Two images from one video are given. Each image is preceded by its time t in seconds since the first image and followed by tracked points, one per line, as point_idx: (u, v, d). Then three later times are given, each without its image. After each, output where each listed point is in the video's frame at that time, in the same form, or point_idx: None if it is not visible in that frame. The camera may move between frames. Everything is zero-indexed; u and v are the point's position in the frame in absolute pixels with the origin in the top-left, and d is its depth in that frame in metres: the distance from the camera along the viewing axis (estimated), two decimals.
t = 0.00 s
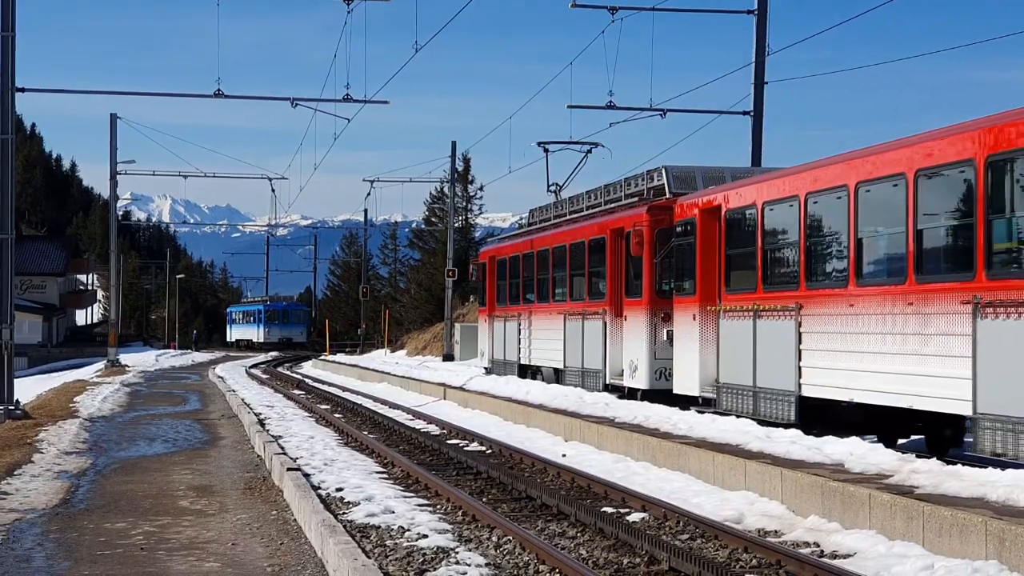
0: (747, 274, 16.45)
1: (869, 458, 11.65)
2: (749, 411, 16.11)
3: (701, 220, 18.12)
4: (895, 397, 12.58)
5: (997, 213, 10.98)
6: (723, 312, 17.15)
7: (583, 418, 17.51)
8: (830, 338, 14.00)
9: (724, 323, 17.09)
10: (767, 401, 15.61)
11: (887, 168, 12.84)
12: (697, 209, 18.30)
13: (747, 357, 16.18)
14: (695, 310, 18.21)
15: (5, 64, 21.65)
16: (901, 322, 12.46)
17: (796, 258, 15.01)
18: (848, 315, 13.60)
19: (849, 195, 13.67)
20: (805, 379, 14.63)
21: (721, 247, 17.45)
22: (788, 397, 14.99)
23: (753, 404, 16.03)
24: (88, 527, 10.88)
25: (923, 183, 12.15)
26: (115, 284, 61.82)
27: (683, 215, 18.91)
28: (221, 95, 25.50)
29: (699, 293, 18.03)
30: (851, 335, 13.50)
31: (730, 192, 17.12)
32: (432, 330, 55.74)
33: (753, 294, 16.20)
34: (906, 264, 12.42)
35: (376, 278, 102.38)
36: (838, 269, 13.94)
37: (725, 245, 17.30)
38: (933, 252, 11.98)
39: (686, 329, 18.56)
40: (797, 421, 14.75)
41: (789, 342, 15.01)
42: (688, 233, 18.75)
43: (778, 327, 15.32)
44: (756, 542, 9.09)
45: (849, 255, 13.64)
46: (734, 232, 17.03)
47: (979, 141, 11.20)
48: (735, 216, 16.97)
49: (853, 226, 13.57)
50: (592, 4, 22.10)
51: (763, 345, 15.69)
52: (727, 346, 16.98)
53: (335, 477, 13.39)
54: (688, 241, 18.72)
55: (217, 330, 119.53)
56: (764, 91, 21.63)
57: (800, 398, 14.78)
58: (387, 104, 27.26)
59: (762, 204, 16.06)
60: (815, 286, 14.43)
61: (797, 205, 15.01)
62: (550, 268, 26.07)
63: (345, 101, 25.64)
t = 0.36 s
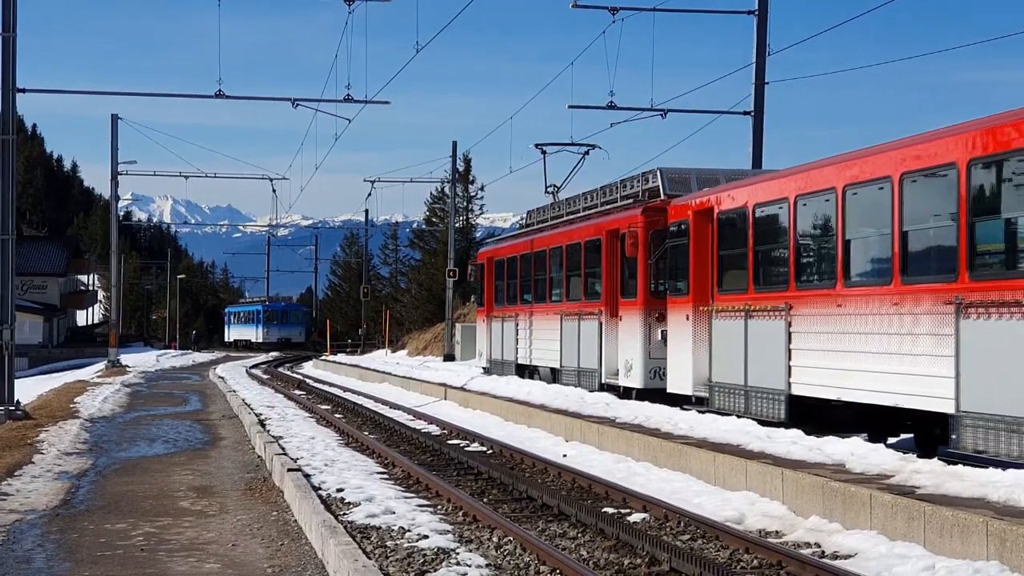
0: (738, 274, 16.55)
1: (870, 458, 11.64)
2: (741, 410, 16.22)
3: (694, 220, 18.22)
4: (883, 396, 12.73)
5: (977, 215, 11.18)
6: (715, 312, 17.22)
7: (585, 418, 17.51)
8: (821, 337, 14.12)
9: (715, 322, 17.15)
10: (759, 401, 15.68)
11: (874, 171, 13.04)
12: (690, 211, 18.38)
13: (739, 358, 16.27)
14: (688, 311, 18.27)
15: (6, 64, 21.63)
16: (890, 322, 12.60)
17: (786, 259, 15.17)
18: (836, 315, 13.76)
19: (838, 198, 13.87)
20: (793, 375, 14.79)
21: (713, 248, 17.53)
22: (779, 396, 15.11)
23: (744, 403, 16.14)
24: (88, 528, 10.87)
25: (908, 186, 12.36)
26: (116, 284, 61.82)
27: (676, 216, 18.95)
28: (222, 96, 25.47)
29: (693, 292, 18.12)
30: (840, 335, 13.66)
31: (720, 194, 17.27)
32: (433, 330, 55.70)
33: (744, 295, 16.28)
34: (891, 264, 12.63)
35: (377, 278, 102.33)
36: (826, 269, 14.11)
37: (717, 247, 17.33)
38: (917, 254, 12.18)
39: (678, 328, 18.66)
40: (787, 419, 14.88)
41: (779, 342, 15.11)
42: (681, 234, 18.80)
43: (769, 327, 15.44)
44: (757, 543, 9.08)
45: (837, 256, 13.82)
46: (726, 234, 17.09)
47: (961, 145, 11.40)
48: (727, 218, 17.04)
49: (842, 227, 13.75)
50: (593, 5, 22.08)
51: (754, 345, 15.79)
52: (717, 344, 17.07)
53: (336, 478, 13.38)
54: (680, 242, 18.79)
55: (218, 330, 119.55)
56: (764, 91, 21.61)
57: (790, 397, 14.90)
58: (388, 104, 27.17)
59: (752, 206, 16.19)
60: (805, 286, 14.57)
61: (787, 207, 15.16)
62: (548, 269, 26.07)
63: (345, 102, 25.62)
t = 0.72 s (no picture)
0: (727, 276, 16.65)
1: (867, 459, 11.64)
2: (729, 411, 16.35)
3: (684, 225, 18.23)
4: (867, 396, 12.90)
5: (958, 219, 11.37)
6: (704, 314, 17.34)
7: (583, 420, 17.50)
8: (808, 338, 14.26)
9: (705, 324, 17.26)
10: (749, 402, 15.73)
11: (858, 176, 13.23)
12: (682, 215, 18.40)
13: (728, 359, 16.39)
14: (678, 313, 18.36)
15: (5, 65, 21.62)
16: (872, 325, 12.80)
17: (772, 262, 15.33)
18: (821, 317, 13.94)
19: (822, 203, 14.05)
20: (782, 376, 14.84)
21: (702, 251, 17.66)
22: (766, 396, 15.26)
23: (732, 404, 16.28)
24: (85, 529, 10.86)
25: (891, 191, 12.56)
26: (113, 285, 61.76)
27: (667, 219, 19.01)
28: (220, 97, 25.46)
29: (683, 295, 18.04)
30: (825, 336, 13.84)
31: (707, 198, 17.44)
32: (431, 331, 55.63)
33: (733, 297, 16.40)
34: (874, 266, 12.82)
35: (375, 279, 102.34)
36: (812, 272, 14.29)
37: (708, 250, 17.43)
38: (899, 256, 12.38)
39: (668, 329, 18.77)
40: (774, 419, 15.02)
41: (767, 343, 15.26)
42: (673, 237, 18.92)
43: (756, 328, 15.58)
44: (754, 544, 9.08)
45: (822, 259, 14.00)
46: (716, 236, 17.19)
47: (941, 152, 11.60)
48: (717, 221, 17.14)
49: (827, 230, 13.93)
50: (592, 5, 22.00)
51: (742, 347, 15.94)
52: (707, 345, 17.19)
53: (334, 479, 13.37)
54: (672, 245, 18.86)
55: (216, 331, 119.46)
56: (763, 93, 21.62)
57: (777, 397, 15.05)
58: (385, 105, 26.86)
59: (739, 211, 16.37)
60: (791, 289, 14.77)
61: (773, 213, 15.38)
62: (542, 271, 26.09)
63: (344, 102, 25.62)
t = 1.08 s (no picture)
0: (717, 288, 16.82)
1: (865, 471, 11.64)
2: (718, 420, 16.60)
3: (675, 236, 18.47)
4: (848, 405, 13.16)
5: (938, 230, 11.67)
6: (694, 324, 17.59)
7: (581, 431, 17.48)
8: (794, 348, 14.53)
9: (695, 335, 17.50)
10: (737, 411, 15.94)
11: (841, 189, 13.52)
12: (672, 226, 18.54)
13: (716, 369, 16.65)
14: (669, 323, 18.55)
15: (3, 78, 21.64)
16: (856, 334, 13.09)
17: (759, 273, 15.60)
18: (807, 327, 14.22)
19: (808, 215, 14.34)
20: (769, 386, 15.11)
21: (691, 263, 17.93)
22: (753, 405, 15.51)
23: (721, 413, 16.52)
24: (83, 542, 10.85)
25: (873, 204, 12.86)
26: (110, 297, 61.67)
27: (657, 230, 19.24)
28: (218, 109, 25.47)
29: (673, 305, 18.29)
30: (810, 346, 14.11)
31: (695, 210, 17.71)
32: (428, 342, 55.60)
33: (722, 308, 16.62)
34: (858, 277, 13.12)
35: (372, 291, 102.32)
36: (797, 283, 14.58)
37: (697, 261, 17.63)
38: (881, 266, 12.69)
39: (658, 339, 19.00)
40: (761, 428, 15.28)
41: (753, 353, 15.52)
42: (663, 248, 19.14)
43: (743, 339, 15.84)
44: (753, 556, 9.07)
45: (808, 270, 14.29)
46: (705, 246, 17.40)
47: (921, 166, 11.92)
48: (706, 232, 17.37)
49: (812, 242, 14.22)
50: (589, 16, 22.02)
51: (730, 357, 16.18)
52: (697, 355, 17.44)
53: (331, 491, 13.35)
54: (663, 256, 19.07)
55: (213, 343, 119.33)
56: (759, 104, 21.67)
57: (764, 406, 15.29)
58: (384, 116, 26.48)
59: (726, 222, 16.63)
60: (778, 299, 15.03)
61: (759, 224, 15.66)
62: (535, 282, 26.13)
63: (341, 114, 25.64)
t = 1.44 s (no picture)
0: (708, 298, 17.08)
1: (865, 478, 11.63)
2: (709, 427, 16.72)
3: (668, 246, 18.74)
4: (837, 412, 13.32)
5: (921, 241, 11.92)
6: (687, 333, 17.78)
7: (580, 439, 17.47)
8: (783, 356, 14.74)
9: (687, 343, 17.70)
10: (728, 417, 16.14)
11: (828, 201, 13.80)
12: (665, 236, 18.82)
13: (707, 377, 16.86)
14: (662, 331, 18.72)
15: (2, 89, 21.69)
16: (841, 341, 13.34)
17: (749, 283, 15.86)
18: (795, 336, 14.46)
19: (795, 225, 14.63)
20: (758, 394, 15.30)
21: (683, 271, 18.22)
22: (744, 413, 15.66)
23: (713, 420, 16.63)
24: (82, 552, 10.84)
25: (858, 215, 13.13)
26: (110, 307, 61.61)
27: (651, 240, 19.50)
28: (217, 119, 25.54)
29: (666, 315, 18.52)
30: (799, 354, 14.32)
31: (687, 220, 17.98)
32: (428, 351, 55.60)
33: (713, 317, 16.87)
34: (844, 286, 13.38)
35: (372, 300, 102.32)
36: (786, 292, 14.84)
37: (689, 271, 17.91)
38: (867, 276, 12.93)
39: (651, 348, 19.21)
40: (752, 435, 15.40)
41: (745, 361, 15.69)
42: (656, 258, 19.40)
43: (733, 347, 16.06)
44: (752, 564, 9.07)
45: (797, 280, 14.55)
46: (697, 256, 17.68)
47: (905, 179, 12.20)
48: (698, 242, 17.60)
49: (800, 252, 14.50)
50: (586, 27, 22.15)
51: (722, 364, 16.33)
52: (689, 363, 17.59)
53: (331, 500, 13.35)
54: (656, 265, 19.32)
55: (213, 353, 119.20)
56: (757, 112, 21.72)
57: (755, 413, 15.42)
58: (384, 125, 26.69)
59: (718, 232, 16.87)
60: (766, 307, 15.28)
61: (749, 235, 15.93)
62: (531, 291, 26.17)
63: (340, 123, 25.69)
